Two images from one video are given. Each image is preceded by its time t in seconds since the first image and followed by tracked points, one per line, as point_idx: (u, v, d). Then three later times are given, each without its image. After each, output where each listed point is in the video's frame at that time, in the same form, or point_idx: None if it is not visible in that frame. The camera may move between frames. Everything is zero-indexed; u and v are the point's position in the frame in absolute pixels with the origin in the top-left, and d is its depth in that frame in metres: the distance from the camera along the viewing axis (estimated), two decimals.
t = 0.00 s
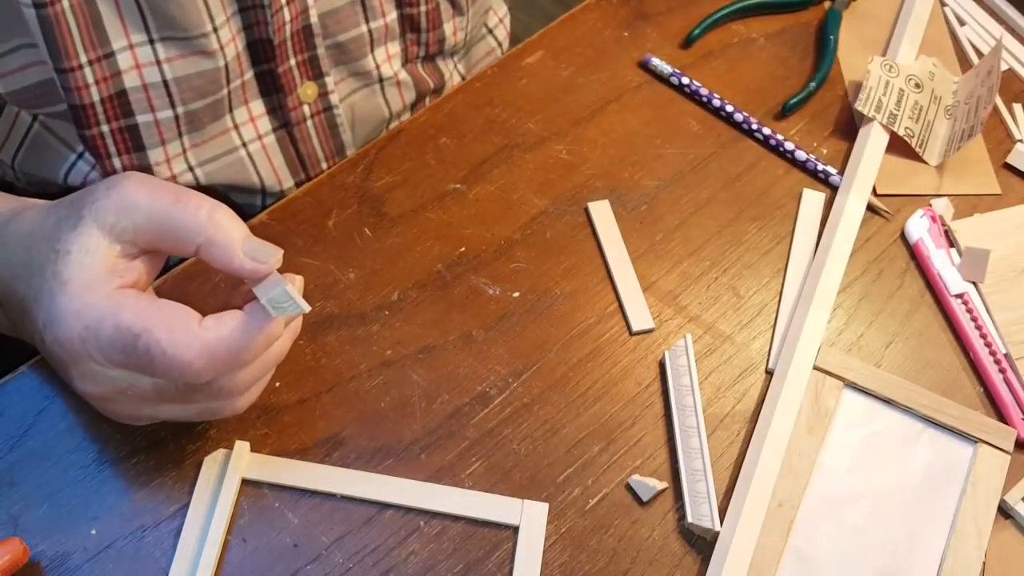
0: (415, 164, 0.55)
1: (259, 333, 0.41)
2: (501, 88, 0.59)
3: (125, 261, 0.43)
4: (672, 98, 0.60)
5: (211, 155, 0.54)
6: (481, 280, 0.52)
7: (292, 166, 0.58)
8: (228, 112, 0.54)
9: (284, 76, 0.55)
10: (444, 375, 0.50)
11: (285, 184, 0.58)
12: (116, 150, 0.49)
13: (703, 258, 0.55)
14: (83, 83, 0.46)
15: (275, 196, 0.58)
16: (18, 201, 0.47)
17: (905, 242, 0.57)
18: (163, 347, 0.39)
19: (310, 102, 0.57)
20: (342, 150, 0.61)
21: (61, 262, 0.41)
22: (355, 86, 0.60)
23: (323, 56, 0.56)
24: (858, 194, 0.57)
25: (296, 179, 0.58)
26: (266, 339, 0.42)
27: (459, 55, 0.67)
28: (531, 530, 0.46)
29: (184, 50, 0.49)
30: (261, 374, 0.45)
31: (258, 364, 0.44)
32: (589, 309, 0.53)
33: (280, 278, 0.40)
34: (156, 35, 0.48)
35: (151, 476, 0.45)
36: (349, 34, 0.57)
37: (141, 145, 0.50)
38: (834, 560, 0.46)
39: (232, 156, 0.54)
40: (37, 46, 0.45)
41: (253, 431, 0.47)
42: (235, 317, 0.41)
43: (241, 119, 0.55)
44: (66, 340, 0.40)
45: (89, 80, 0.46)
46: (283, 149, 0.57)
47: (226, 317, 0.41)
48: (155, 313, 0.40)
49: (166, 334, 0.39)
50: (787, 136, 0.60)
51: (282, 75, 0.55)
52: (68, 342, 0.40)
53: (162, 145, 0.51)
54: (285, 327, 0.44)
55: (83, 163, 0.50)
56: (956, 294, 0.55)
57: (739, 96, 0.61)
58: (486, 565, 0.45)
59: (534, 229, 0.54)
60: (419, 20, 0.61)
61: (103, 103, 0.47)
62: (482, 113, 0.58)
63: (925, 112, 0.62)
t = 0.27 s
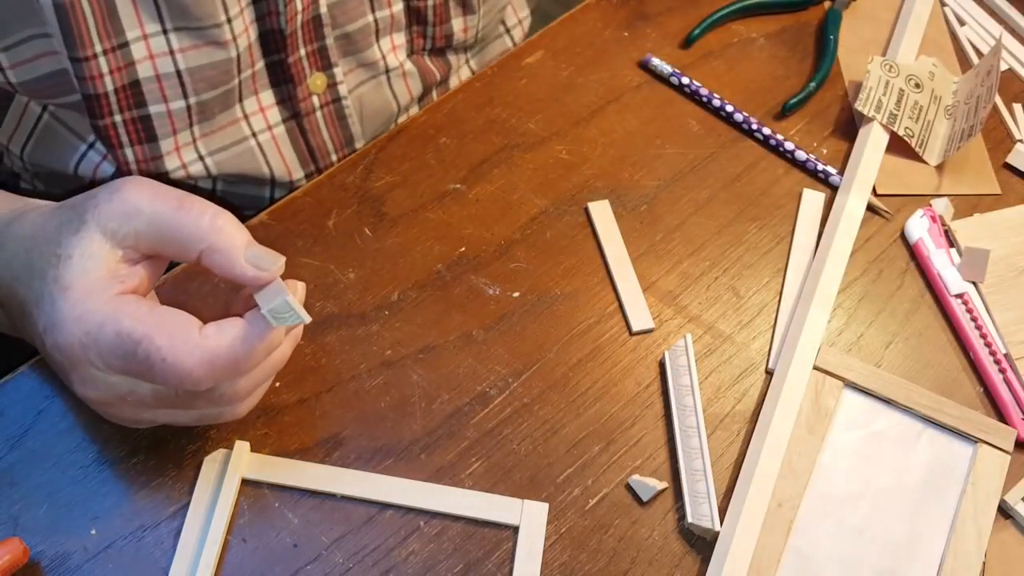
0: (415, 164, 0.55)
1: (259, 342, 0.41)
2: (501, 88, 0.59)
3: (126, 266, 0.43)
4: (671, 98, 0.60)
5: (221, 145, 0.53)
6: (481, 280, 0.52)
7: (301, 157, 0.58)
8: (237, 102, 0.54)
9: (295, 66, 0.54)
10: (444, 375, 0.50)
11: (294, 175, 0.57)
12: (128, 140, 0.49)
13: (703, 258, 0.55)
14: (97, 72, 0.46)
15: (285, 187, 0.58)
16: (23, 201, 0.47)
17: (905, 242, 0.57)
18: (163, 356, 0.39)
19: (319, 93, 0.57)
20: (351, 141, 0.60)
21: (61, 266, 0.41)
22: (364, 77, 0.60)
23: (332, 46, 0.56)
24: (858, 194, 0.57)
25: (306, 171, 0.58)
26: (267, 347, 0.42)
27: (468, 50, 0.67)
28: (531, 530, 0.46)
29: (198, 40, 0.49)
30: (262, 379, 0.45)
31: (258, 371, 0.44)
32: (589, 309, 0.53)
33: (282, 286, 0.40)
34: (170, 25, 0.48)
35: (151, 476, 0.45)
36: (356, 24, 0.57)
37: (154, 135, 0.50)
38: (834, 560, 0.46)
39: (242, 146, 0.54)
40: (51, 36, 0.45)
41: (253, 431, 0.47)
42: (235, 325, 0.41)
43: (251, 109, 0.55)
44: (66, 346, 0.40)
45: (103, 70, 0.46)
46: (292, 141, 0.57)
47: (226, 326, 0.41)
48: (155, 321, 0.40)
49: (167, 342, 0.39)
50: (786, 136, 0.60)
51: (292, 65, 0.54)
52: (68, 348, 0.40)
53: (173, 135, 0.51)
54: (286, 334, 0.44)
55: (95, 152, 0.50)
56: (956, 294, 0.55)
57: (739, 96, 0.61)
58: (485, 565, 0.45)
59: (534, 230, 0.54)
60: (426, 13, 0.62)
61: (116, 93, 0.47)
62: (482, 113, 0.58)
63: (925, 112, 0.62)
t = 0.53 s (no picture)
0: (416, 164, 0.55)
1: (262, 348, 0.41)
2: (501, 88, 0.59)
3: (129, 271, 0.42)
4: (671, 98, 0.60)
5: (235, 144, 0.53)
6: (481, 280, 0.52)
7: (314, 158, 0.57)
8: (252, 103, 0.54)
9: (312, 69, 0.54)
10: (444, 375, 0.50)
11: (307, 174, 0.57)
12: (144, 140, 0.49)
13: (703, 258, 0.55)
14: (116, 72, 0.46)
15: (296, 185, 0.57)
16: (23, 201, 0.47)
17: (904, 242, 0.57)
18: (165, 363, 0.39)
19: (335, 95, 0.57)
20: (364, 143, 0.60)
21: (65, 271, 0.41)
22: (377, 79, 0.59)
23: (349, 48, 0.56)
24: (858, 194, 0.57)
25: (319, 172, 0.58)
26: (270, 353, 0.42)
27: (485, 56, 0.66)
28: (531, 530, 0.46)
29: (218, 43, 0.49)
30: (265, 385, 0.45)
31: (261, 377, 0.44)
32: (589, 309, 0.53)
33: (287, 295, 0.40)
34: (191, 27, 0.48)
35: (150, 476, 0.45)
36: (370, 26, 0.57)
37: (170, 135, 0.50)
38: (834, 560, 0.46)
39: (255, 146, 0.54)
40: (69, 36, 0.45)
41: (253, 431, 0.47)
42: (237, 332, 0.41)
43: (264, 110, 0.54)
44: (69, 351, 0.40)
45: (123, 70, 0.46)
46: (305, 142, 0.56)
47: (228, 333, 0.41)
48: (157, 327, 0.40)
49: (168, 348, 0.39)
50: (786, 136, 0.60)
51: (309, 67, 0.54)
52: (70, 354, 0.40)
53: (188, 135, 0.51)
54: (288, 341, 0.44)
55: (110, 150, 0.50)
56: (956, 294, 0.55)
57: (739, 96, 0.61)
58: (485, 565, 0.45)
59: (534, 229, 0.54)
60: (438, 17, 0.60)
61: (133, 93, 0.47)
62: (482, 113, 0.58)
63: (925, 112, 0.62)
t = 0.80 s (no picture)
0: (416, 164, 0.55)
1: (272, 351, 0.41)
2: (502, 88, 0.59)
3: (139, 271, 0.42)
4: (671, 98, 0.60)
5: (241, 151, 0.54)
6: (481, 280, 0.52)
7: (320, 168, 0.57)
8: (258, 111, 0.54)
9: (317, 77, 0.55)
10: (444, 375, 0.50)
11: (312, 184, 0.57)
12: (153, 147, 0.49)
13: (703, 258, 0.55)
14: (130, 81, 0.46)
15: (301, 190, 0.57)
16: (24, 201, 0.47)
17: (905, 242, 0.57)
18: (176, 364, 0.39)
19: (339, 106, 0.57)
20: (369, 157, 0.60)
21: (76, 270, 0.41)
22: (383, 93, 0.60)
23: (353, 60, 0.56)
24: (858, 194, 0.57)
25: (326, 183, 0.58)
26: (279, 355, 0.42)
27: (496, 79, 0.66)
28: (531, 530, 0.46)
29: (232, 56, 0.50)
30: (273, 387, 0.45)
31: (270, 379, 0.44)
32: (590, 309, 0.53)
33: (298, 298, 0.40)
34: (207, 41, 0.48)
35: (151, 476, 0.45)
36: (375, 38, 0.57)
37: (179, 144, 0.50)
38: (835, 560, 0.46)
39: (259, 154, 0.54)
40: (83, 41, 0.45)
41: (253, 431, 0.47)
42: (247, 334, 0.41)
43: (269, 118, 0.55)
44: (79, 350, 0.41)
45: (136, 80, 0.46)
46: (310, 152, 0.57)
47: (238, 334, 0.41)
48: (168, 327, 0.40)
49: (179, 349, 0.39)
50: (786, 136, 0.60)
51: (314, 76, 0.55)
52: (81, 353, 0.40)
53: (196, 143, 0.51)
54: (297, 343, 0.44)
55: (118, 149, 0.50)
56: (956, 294, 0.55)
57: (739, 96, 0.61)
58: (485, 565, 0.45)
59: (534, 229, 0.54)
60: (447, 39, 0.61)
61: (145, 102, 0.48)
62: (483, 113, 0.58)
63: (925, 113, 0.62)
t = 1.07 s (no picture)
0: (416, 165, 0.55)
1: (271, 354, 0.41)
2: (502, 88, 0.59)
3: (138, 275, 0.42)
4: (671, 98, 0.60)
5: (255, 159, 0.55)
6: (481, 280, 0.52)
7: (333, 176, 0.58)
8: (273, 120, 0.55)
9: (331, 87, 0.56)
10: (445, 375, 0.50)
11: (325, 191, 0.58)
12: (170, 157, 0.51)
13: (703, 258, 0.55)
14: (151, 95, 0.48)
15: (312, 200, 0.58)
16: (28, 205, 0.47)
17: (905, 242, 0.57)
18: (175, 368, 0.39)
19: (353, 115, 0.58)
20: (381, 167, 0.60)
21: (76, 274, 0.41)
22: (399, 104, 0.61)
23: (368, 71, 0.58)
24: (858, 194, 0.57)
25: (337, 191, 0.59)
26: (278, 359, 0.42)
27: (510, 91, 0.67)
28: (531, 531, 0.46)
29: (251, 71, 0.50)
30: (272, 390, 0.45)
31: (270, 382, 0.44)
32: (590, 309, 0.53)
33: (298, 303, 0.40)
34: (227, 56, 0.49)
35: (150, 476, 0.45)
36: (391, 49, 0.59)
37: (197, 154, 0.52)
38: (835, 560, 0.46)
39: (273, 161, 0.55)
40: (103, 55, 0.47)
41: (253, 431, 0.47)
42: (246, 337, 0.41)
43: (285, 127, 0.56)
44: (78, 355, 0.40)
45: (156, 93, 0.48)
46: (323, 160, 0.58)
47: (237, 338, 0.41)
48: (167, 332, 0.40)
49: (178, 354, 0.39)
50: (786, 136, 0.60)
51: (329, 86, 0.56)
52: (80, 358, 0.40)
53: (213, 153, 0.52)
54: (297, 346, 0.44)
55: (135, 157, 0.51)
56: (956, 294, 0.55)
57: (739, 96, 0.61)
58: (485, 565, 0.45)
59: (534, 230, 0.54)
60: (466, 54, 0.62)
61: (165, 114, 0.49)
62: (483, 114, 0.58)
63: (925, 113, 0.62)
